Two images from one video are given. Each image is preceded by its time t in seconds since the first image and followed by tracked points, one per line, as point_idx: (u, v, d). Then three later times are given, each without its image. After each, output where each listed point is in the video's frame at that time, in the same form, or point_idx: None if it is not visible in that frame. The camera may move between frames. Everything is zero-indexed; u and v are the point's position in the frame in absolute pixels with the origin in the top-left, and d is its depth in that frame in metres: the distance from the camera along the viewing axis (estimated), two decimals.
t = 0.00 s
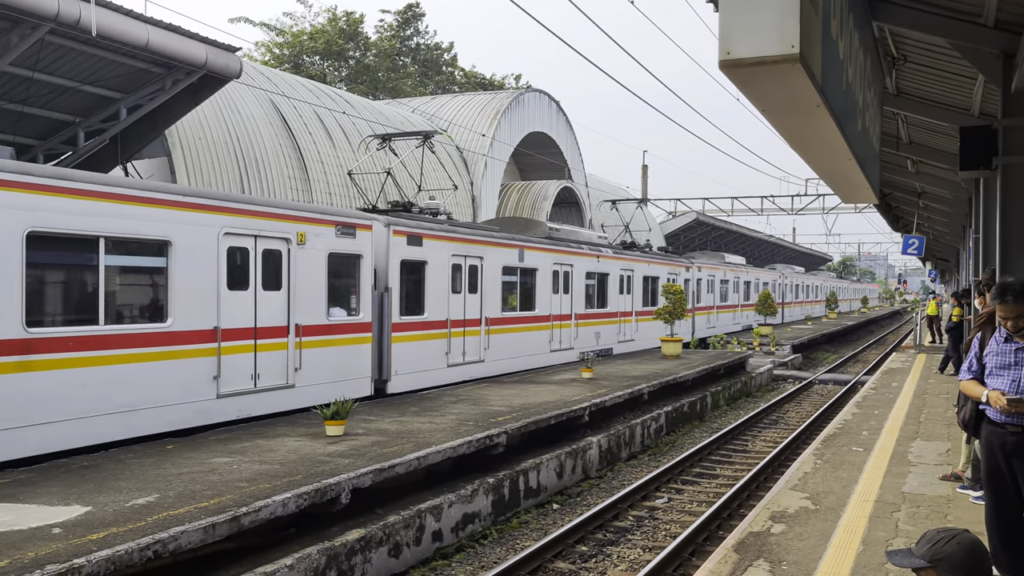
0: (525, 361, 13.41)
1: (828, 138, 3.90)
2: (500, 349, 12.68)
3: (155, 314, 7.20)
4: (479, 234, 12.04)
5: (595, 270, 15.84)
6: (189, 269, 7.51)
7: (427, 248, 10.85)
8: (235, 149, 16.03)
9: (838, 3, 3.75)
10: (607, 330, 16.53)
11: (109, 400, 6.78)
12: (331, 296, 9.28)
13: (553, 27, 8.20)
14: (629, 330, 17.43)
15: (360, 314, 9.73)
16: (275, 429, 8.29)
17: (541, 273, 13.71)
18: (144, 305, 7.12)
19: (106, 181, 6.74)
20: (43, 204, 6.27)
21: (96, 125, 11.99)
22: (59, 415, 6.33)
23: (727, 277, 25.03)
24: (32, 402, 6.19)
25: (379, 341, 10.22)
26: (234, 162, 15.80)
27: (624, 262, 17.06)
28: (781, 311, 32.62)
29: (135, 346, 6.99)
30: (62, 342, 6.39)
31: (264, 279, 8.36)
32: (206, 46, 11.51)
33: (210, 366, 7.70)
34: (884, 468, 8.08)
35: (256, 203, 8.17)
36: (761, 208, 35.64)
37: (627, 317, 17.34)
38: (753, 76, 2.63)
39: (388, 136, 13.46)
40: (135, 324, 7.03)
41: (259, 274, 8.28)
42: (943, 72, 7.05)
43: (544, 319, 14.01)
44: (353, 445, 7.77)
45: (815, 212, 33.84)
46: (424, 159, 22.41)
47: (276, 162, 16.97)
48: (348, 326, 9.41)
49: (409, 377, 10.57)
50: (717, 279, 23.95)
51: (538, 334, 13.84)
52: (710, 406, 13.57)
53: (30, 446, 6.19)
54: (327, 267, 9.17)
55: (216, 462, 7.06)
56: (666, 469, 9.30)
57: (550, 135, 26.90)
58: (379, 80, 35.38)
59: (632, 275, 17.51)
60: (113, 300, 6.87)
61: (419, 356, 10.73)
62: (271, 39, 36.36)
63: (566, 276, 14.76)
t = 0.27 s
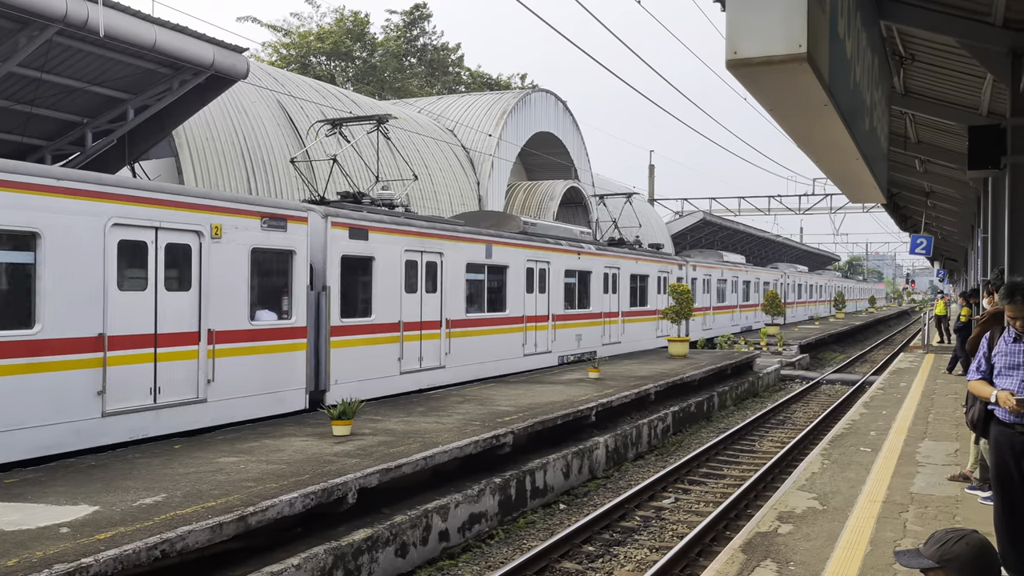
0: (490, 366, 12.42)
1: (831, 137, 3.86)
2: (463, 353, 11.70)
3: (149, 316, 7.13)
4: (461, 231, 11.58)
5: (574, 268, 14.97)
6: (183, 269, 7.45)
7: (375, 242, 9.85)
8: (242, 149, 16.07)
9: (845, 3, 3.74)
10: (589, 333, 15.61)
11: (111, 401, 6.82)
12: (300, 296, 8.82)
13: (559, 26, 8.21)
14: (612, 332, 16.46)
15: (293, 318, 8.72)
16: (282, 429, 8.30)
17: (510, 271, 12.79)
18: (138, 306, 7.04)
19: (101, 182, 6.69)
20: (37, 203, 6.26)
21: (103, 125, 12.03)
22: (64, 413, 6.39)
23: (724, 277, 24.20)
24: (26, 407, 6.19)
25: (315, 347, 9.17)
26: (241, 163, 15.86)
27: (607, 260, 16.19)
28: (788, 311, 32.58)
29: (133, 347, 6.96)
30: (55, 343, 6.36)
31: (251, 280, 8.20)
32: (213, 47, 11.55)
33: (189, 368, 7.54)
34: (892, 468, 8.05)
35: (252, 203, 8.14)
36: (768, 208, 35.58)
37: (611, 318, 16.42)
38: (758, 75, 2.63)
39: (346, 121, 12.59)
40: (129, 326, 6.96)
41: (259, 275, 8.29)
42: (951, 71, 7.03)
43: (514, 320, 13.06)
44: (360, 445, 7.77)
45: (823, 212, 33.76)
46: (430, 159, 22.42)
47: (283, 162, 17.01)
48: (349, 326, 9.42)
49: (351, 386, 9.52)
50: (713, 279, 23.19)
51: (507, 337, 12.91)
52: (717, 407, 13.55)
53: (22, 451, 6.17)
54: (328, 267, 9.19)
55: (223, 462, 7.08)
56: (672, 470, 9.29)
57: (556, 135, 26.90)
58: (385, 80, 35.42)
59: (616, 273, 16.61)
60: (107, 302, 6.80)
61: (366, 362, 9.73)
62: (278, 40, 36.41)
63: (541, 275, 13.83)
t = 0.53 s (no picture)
0: (498, 365, 12.42)
1: (836, 135, 3.81)
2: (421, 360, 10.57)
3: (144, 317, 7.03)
4: (466, 230, 11.59)
5: (549, 265, 13.80)
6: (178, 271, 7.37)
7: (306, 235, 8.73)
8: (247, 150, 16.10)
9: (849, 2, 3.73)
10: (567, 335, 14.52)
11: (115, 402, 6.80)
12: (304, 296, 8.77)
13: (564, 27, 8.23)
14: (593, 334, 15.41)
15: (297, 318, 8.70)
16: (286, 429, 8.31)
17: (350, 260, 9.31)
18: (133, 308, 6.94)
19: (96, 182, 6.62)
20: (33, 205, 6.21)
21: (108, 126, 12.04)
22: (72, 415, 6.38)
23: (719, 277, 23.31)
24: (30, 408, 6.16)
25: (234, 353, 8.10)
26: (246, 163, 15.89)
27: (587, 256, 15.10)
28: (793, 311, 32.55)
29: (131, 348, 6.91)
30: (50, 344, 6.28)
31: (257, 282, 8.22)
32: (218, 47, 11.59)
33: (187, 371, 7.44)
34: (896, 468, 8.04)
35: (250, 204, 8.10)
36: (773, 207, 35.57)
37: (592, 320, 15.33)
38: (762, 76, 2.63)
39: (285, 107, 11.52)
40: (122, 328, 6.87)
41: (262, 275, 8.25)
42: (957, 71, 7.02)
43: (480, 322, 11.93)
44: (364, 445, 7.78)
45: (828, 211, 33.73)
46: (435, 159, 22.44)
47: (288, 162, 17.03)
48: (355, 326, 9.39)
49: (318, 392, 8.92)
50: (718, 279, 23.21)
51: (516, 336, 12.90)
52: (721, 406, 13.54)
53: (26, 451, 6.15)
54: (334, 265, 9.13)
55: (228, 462, 7.09)
56: (677, 470, 9.28)
57: (561, 134, 26.90)
58: (389, 80, 35.45)
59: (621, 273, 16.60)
60: (103, 303, 6.71)
61: (318, 365, 8.86)
62: (283, 40, 36.47)
63: (511, 273, 12.68)
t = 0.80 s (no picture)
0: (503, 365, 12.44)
1: (844, 133, 3.78)
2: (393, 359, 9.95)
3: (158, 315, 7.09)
4: (471, 230, 11.60)
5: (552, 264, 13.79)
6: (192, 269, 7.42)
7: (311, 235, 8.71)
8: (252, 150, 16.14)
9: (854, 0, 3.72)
10: (541, 337, 13.50)
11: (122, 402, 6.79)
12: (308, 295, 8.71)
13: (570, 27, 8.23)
14: (571, 336, 14.40)
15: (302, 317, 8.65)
16: (291, 429, 8.33)
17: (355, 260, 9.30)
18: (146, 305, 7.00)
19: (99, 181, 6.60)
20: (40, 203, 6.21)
21: (114, 126, 12.05)
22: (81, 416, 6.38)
23: (712, 277, 22.26)
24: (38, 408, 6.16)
25: (124, 360, 6.89)
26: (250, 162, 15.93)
27: (564, 254, 14.12)
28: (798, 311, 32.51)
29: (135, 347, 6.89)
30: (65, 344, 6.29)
31: (269, 279, 8.24)
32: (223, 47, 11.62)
33: (198, 369, 7.46)
34: (901, 469, 8.02)
35: (257, 203, 8.08)
36: (778, 207, 35.54)
37: (569, 321, 14.35)
38: (767, 76, 2.63)
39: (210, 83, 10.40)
40: (134, 327, 6.92)
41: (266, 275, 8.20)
42: (963, 71, 7.00)
43: (437, 324, 10.83)
44: (369, 444, 7.79)
45: (833, 211, 33.69)
46: (439, 159, 22.46)
47: (293, 162, 17.05)
48: (360, 326, 9.38)
49: (324, 392, 8.92)
50: (723, 279, 23.16)
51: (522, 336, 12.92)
52: (726, 406, 13.54)
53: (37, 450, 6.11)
54: (339, 265, 9.10)
55: (233, 461, 7.10)
56: (682, 470, 9.26)
57: (565, 134, 26.89)
58: (393, 80, 35.47)
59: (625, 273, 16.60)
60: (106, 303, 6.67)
61: (286, 365, 8.37)
62: (288, 40, 36.53)
63: (474, 270, 11.59)
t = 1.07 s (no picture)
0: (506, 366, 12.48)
1: (854, 132, 3.76)
2: (373, 363, 9.64)
3: (159, 317, 7.03)
4: (475, 231, 11.62)
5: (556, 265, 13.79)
6: (192, 269, 7.37)
7: (314, 236, 8.72)
8: (258, 150, 16.18)
9: None
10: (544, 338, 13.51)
11: (127, 402, 6.81)
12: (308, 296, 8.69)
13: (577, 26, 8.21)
14: (546, 340, 13.53)
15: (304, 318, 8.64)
16: (297, 429, 8.34)
17: (357, 261, 9.31)
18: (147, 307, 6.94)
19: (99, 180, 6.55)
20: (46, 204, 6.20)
21: (121, 127, 12.08)
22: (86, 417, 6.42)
23: (706, 276, 21.34)
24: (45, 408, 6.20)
25: None
26: (256, 163, 15.97)
27: (538, 251, 13.24)
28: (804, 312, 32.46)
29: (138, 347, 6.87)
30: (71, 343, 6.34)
31: (265, 280, 8.16)
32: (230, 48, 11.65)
33: (198, 369, 7.43)
34: (909, 470, 8.00)
35: (261, 203, 8.04)
36: (784, 207, 35.49)
37: (547, 323, 13.52)
38: (774, 76, 2.62)
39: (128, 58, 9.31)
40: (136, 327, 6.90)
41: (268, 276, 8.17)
42: (971, 70, 6.98)
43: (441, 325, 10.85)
44: (375, 445, 7.80)
45: (839, 211, 33.62)
46: (445, 159, 22.47)
47: (298, 162, 17.08)
48: (363, 327, 9.40)
49: (326, 393, 8.95)
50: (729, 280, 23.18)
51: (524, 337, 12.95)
52: (733, 407, 13.52)
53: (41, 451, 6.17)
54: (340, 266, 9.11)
55: (239, 461, 7.12)
56: (688, 470, 9.25)
57: (572, 135, 26.88)
58: (399, 80, 35.49)
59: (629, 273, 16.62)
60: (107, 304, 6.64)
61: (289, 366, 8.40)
62: (294, 40, 36.57)
63: (433, 268, 10.65)
